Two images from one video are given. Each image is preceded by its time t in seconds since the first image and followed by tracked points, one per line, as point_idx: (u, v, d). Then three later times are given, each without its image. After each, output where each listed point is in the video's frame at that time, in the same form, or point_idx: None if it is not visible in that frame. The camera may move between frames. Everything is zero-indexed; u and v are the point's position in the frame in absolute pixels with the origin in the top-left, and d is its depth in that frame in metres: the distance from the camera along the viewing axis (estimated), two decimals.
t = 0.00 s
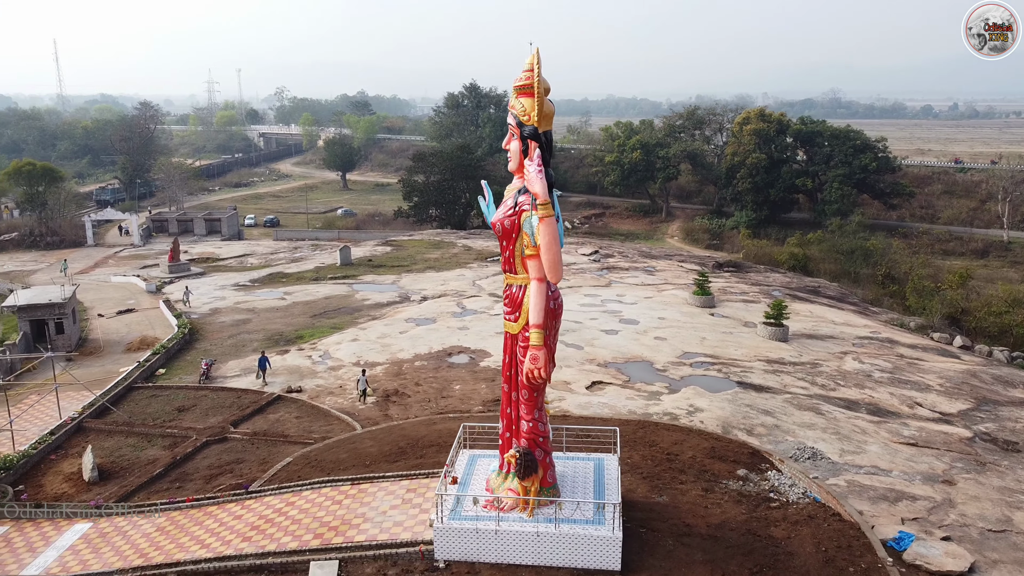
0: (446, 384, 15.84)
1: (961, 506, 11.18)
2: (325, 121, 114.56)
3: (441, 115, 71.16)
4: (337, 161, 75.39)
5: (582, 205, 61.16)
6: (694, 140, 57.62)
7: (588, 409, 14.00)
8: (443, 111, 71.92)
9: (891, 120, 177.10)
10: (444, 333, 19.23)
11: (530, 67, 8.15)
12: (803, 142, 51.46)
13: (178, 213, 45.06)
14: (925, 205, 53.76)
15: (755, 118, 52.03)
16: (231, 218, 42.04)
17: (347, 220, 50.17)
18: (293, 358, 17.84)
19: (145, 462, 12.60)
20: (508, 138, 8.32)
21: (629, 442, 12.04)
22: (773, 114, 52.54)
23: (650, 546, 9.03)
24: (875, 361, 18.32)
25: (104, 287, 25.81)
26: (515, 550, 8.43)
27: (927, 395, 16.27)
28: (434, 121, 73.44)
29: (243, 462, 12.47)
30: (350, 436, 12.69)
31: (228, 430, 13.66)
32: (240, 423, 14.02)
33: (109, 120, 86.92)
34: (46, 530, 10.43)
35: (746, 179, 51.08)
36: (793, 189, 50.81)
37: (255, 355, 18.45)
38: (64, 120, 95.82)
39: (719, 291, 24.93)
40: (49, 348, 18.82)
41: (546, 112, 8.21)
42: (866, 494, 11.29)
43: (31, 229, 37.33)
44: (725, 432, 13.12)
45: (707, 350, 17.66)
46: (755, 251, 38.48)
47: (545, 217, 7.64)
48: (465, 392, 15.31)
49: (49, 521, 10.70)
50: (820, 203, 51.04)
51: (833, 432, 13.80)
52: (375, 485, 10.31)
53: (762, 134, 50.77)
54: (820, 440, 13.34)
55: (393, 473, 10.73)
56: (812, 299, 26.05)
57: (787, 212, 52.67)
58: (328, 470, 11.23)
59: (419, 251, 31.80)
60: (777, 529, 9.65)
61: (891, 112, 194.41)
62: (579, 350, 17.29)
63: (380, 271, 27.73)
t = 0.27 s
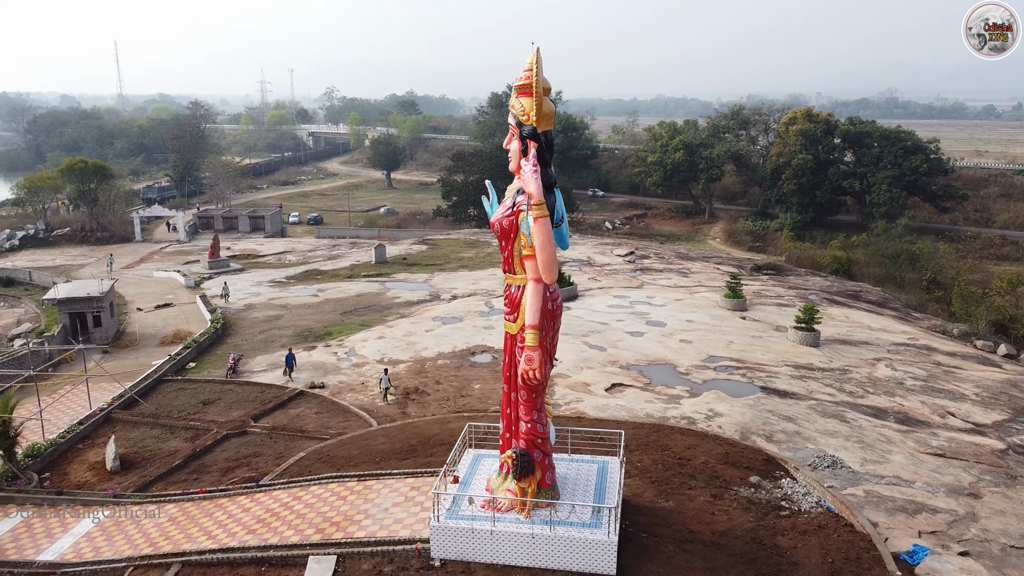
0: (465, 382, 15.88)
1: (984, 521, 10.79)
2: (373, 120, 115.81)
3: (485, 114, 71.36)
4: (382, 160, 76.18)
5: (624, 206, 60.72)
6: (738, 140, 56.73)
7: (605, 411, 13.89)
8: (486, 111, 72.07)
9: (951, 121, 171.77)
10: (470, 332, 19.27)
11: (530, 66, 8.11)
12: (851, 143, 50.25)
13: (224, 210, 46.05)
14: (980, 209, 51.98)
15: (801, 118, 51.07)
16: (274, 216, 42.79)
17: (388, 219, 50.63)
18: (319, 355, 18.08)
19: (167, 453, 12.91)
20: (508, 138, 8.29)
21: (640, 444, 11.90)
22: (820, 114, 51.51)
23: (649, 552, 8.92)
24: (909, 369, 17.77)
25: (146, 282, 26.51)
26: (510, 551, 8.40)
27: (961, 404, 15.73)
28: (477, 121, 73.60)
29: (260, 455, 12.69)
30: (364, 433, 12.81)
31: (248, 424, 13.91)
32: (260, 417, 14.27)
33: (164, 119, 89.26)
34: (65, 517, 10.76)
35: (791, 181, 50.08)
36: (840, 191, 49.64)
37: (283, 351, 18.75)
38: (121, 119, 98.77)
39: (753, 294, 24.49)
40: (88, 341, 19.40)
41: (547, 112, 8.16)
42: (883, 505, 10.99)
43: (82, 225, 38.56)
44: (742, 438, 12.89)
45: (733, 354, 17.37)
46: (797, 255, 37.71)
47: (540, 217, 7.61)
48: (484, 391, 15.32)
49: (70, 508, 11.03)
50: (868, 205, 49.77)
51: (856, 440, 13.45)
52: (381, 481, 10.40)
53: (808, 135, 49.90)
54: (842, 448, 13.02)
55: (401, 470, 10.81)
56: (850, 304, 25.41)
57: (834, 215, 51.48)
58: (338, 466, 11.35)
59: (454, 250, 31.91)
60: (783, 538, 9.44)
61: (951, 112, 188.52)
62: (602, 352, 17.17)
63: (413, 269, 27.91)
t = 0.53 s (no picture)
0: (486, 382, 15.90)
1: (1007, 537, 10.39)
2: (420, 118, 116.66)
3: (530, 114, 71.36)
4: (427, 159, 76.78)
5: (668, 207, 60.12)
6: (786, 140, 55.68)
7: (622, 413, 13.76)
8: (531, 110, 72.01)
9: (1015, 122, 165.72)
10: (495, 332, 19.28)
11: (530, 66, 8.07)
12: (903, 144, 48.87)
13: (269, 208, 46.94)
14: None
15: (851, 119, 50.00)
16: (317, 214, 43.44)
17: (430, 218, 50.98)
18: (346, 351, 18.30)
19: (189, 445, 13.21)
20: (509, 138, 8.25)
21: (652, 449, 11.77)
22: (871, 114, 50.41)
23: (648, 557, 8.80)
24: (945, 377, 17.21)
25: (187, 278, 27.18)
26: (506, 552, 8.37)
27: (997, 415, 15.17)
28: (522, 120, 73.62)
29: (277, 449, 12.91)
30: (379, 430, 12.92)
31: (269, 418, 14.15)
32: (282, 412, 14.50)
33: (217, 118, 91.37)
34: (85, 504, 11.09)
35: (839, 182, 48.93)
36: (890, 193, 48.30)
37: (311, 347, 19.02)
38: (177, 119, 101.42)
39: (789, 298, 24.02)
40: (125, 334, 19.95)
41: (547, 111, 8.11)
42: (901, 517, 10.67)
43: (132, 221, 39.70)
44: (760, 445, 12.65)
45: (760, 359, 17.05)
46: (842, 258, 36.83)
47: (534, 217, 7.55)
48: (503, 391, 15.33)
49: (91, 495, 11.37)
50: (919, 208, 48.32)
51: (881, 449, 13.08)
52: (388, 478, 10.47)
53: (856, 135, 48.95)
54: (865, 458, 12.67)
55: (408, 468, 10.87)
56: (891, 310, 24.71)
57: (884, 217, 50.12)
58: (349, 462, 11.48)
59: (489, 250, 31.99)
60: (789, 548, 9.23)
61: (1016, 112, 181.89)
62: (625, 354, 17.02)
63: (447, 268, 28.06)
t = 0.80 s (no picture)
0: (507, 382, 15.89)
1: None
2: (468, 117, 117.12)
3: (575, 113, 71.10)
4: (472, 158, 77.10)
5: (714, 208, 59.27)
6: (836, 141, 54.39)
7: (639, 416, 13.62)
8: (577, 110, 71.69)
9: None
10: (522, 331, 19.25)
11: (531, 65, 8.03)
12: (959, 145, 47.30)
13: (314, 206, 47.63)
14: None
15: (904, 118, 48.62)
16: (359, 212, 43.95)
17: (472, 217, 51.15)
18: (372, 348, 18.48)
19: (211, 438, 13.50)
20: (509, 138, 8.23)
21: (665, 453, 11.61)
22: (925, 114, 48.90)
23: (647, 563, 8.68)
24: (983, 387, 16.60)
25: (228, 273, 27.78)
26: (502, 553, 8.36)
27: None
28: (568, 120, 73.36)
29: (294, 443, 13.11)
30: (394, 427, 13.01)
31: (290, 413, 14.37)
32: (303, 407, 14.72)
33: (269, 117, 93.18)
34: (106, 492, 11.41)
35: (891, 184, 47.59)
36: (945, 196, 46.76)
37: (340, 343, 19.25)
38: (232, 117, 103.69)
39: (827, 302, 23.47)
40: (163, 328, 20.48)
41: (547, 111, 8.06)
42: (919, 531, 10.34)
43: (181, 218, 40.71)
44: (779, 452, 12.38)
45: (789, 364, 16.69)
46: (890, 262, 35.82)
47: (527, 217, 7.53)
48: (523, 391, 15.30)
49: (112, 484, 11.70)
50: (975, 211, 46.69)
51: (906, 460, 12.68)
52: (395, 476, 10.53)
53: (910, 135, 47.47)
54: (888, 468, 12.31)
55: (416, 466, 10.92)
56: (936, 316, 23.93)
57: (938, 221, 48.56)
58: (360, 458, 11.58)
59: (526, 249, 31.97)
60: (795, 559, 9.02)
61: None
62: (650, 356, 16.85)
63: (482, 267, 28.12)
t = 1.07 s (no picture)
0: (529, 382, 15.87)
1: None
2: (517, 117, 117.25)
3: (623, 113, 70.57)
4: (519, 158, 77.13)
5: (762, 209, 58.20)
6: (890, 142, 52.87)
7: (658, 419, 13.47)
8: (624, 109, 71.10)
9: None
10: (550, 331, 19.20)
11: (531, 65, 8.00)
12: (1020, 146, 45.53)
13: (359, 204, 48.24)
14: None
15: (961, 118, 47.00)
16: (402, 211, 44.35)
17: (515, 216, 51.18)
18: (400, 345, 18.64)
19: (234, 430, 13.80)
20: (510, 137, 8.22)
21: (678, 457, 11.46)
22: (984, 114, 47.20)
23: (644, 569, 8.56)
24: None
25: (268, 270, 28.32)
26: (496, 552, 8.35)
27: None
28: (615, 120, 72.78)
29: (313, 438, 13.31)
30: (410, 424, 13.11)
31: (312, 408, 14.60)
32: (326, 402, 14.93)
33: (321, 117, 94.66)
34: (128, 481, 11.76)
35: (946, 186, 46.07)
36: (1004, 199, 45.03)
37: (369, 339, 19.46)
38: (286, 117, 105.74)
39: (867, 307, 22.86)
40: (200, 322, 20.98)
41: (546, 110, 8.03)
42: (936, 545, 10.01)
43: (229, 215, 41.66)
44: (798, 460, 12.12)
45: (819, 370, 16.31)
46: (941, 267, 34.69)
47: (521, 217, 7.51)
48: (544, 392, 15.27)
49: (134, 473, 12.05)
50: None
51: (932, 471, 12.28)
52: (402, 473, 10.61)
53: (968, 136, 45.73)
54: (912, 479, 11.94)
55: (424, 464, 10.99)
56: (982, 323, 23.12)
57: (996, 225, 46.81)
58: (372, 454, 11.70)
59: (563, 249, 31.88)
60: (799, 569, 8.80)
61: None
62: (675, 359, 16.65)
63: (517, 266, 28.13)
